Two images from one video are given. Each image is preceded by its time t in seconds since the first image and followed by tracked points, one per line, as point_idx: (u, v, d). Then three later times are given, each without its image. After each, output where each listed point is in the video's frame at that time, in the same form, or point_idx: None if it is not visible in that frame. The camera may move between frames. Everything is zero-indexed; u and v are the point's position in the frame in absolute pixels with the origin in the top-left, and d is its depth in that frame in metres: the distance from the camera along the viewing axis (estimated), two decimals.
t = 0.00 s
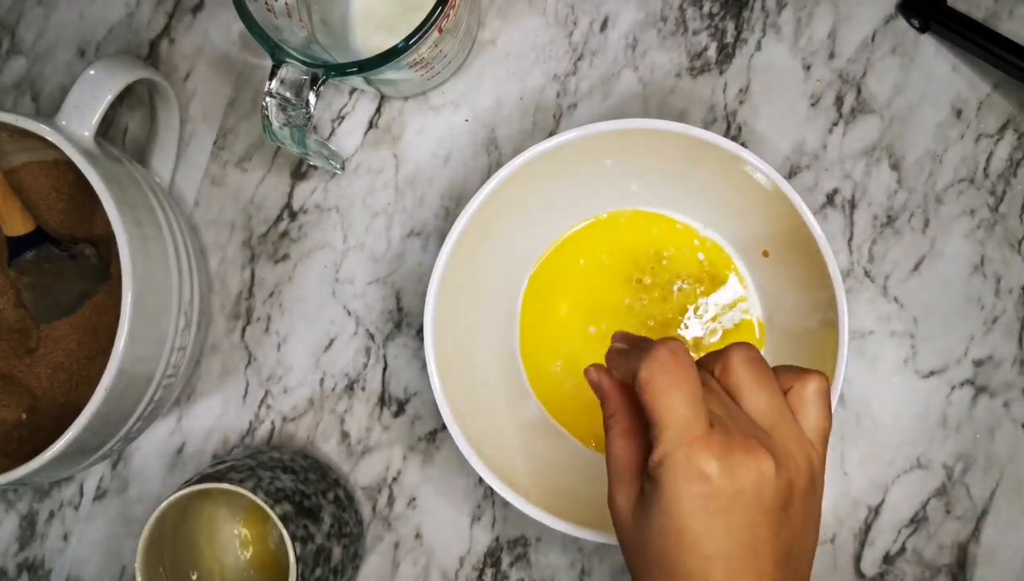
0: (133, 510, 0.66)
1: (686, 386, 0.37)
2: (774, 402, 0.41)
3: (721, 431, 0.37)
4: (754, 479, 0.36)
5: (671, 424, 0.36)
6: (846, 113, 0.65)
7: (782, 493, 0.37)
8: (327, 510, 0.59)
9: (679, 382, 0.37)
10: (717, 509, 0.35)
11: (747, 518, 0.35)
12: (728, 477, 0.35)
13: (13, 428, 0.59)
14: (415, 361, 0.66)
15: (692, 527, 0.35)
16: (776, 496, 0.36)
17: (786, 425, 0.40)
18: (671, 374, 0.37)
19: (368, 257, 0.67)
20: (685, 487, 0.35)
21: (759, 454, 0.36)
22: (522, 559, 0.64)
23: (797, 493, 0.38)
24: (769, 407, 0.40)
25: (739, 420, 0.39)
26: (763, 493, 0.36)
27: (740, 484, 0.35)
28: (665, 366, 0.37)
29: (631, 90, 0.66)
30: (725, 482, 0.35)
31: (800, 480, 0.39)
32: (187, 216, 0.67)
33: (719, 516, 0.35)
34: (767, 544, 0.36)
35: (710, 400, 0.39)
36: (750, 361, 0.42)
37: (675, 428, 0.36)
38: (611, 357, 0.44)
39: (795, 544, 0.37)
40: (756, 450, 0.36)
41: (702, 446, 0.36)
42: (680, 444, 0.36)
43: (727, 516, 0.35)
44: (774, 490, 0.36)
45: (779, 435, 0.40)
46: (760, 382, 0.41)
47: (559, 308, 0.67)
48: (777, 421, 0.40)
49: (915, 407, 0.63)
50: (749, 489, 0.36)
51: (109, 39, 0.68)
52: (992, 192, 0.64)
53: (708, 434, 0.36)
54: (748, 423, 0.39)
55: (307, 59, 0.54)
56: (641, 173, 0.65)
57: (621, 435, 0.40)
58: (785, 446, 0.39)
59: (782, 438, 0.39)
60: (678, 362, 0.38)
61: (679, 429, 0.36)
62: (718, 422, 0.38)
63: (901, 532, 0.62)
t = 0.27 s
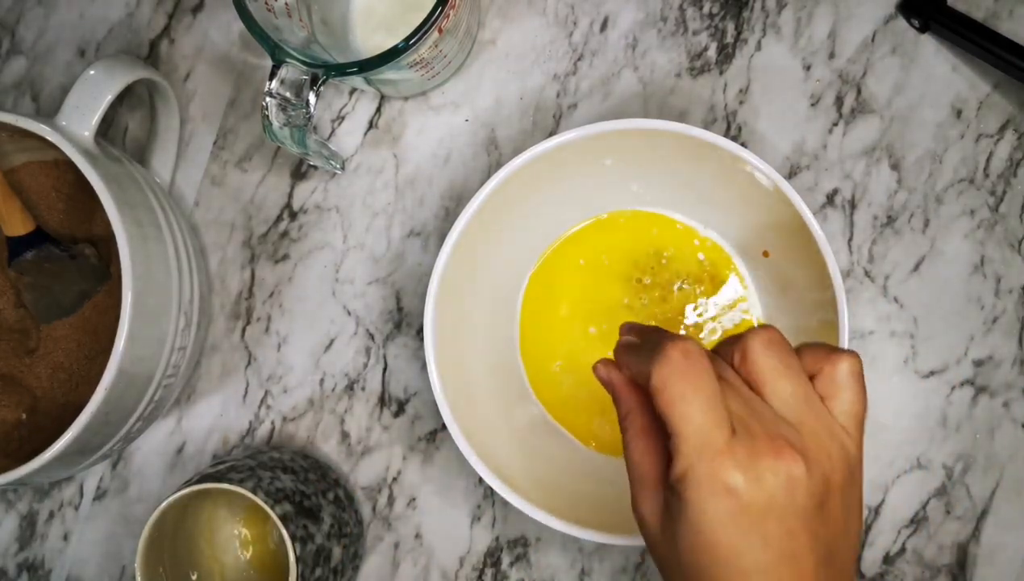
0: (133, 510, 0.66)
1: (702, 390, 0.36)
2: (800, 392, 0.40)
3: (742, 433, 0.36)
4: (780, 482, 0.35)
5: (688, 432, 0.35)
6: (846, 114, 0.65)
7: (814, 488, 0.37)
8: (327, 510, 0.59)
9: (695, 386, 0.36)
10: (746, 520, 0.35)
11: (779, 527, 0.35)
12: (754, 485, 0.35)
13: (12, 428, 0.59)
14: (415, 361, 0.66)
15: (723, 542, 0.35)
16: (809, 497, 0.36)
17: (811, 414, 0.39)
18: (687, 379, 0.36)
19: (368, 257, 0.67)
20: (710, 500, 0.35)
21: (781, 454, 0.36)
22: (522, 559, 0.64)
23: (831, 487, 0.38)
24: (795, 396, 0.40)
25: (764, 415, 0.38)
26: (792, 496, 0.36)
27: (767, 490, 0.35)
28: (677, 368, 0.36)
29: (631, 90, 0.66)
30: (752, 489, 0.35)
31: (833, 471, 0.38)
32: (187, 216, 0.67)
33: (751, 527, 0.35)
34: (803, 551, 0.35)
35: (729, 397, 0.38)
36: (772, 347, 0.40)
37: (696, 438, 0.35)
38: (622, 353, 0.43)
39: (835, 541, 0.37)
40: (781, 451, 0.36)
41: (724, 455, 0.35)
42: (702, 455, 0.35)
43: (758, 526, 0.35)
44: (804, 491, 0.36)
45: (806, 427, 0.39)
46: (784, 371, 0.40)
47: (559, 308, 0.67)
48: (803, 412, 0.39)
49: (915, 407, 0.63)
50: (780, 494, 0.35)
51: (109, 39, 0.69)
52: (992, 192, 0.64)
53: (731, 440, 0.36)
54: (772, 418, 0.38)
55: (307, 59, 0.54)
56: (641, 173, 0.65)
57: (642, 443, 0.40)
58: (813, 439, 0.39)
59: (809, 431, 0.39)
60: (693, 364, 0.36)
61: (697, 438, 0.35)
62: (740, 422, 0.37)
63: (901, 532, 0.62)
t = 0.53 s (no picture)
0: (133, 510, 0.66)
1: (815, 368, 0.39)
2: (895, 385, 0.42)
3: (856, 417, 0.40)
4: (885, 463, 0.39)
5: (800, 407, 0.39)
6: (846, 113, 0.65)
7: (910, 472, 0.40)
8: (327, 510, 0.59)
9: (810, 365, 0.39)
10: (848, 493, 0.39)
11: (847, 497, 0.39)
12: (860, 462, 0.38)
13: (12, 428, 0.59)
14: (415, 361, 0.66)
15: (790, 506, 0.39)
16: (899, 479, 0.40)
17: (903, 407, 0.42)
18: (805, 353, 0.39)
19: (368, 257, 0.67)
20: (815, 472, 0.38)
21: (890, 441, 0.39)
22: (522, 559, 0.64)
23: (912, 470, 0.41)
24: (889, 391, 0.41)
25: (862, 402, 0.41)
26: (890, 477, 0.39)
27: (870, 469, 0.39)
28: (799, 345, 0.39)
29: (631, 90, 0.66)
30: (860, 467, 0.38)
31: (922, 459, 0.42)
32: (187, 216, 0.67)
33: (820, 496, 0.39)
34: (880, 522, 0.39)
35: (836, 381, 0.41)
36: (874, 345, 0.42)
37: (806, 413, 0.39)
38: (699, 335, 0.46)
39: (901, 519, 0.41)
40: (886, 437, 0.39)
41: (834, 431, 0.39)
42: (814, 429, 0.39)
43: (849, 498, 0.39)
44: (897, 475, 0.39)
45: (901, 416, 0.42)
46: (881, 364, 0.41)
47: (559, 308, 0.67)
48: (896, 405, 0.42)
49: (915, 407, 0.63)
50: (882, 473, 0.39)
51: (109, 39, 0.69)
52: (992, 192, 0.64)
53: (842, 420, 0.39)
54: (873, 406, 0.41)
55: (307, 59, 0.54)
56: (641, 173, 0.65)
57: (717, 416, 0.43)
58: (907, 430, 0.42)
59: (905, 423, 0.42)
60: (810, 348, 0.39)
61: (809, 413, 0.39)
62: (852, 407, 0.40)
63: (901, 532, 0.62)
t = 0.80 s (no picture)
0: (133, 510, 0.66)
1: (815, 385, 0.40)
2: (901, 407, 0.42)
3: (855, 437, 0.40)
4: (885, 485, 0.39)
5: (799, 425, 0.39)
6: (846, 113, 0.65)
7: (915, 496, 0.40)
8: (327, 510, 0.59)
9: (810, 383, 0.40)
10: (849, 515, 0.38)
11: (851, 519, 0.38)
12: (860, 482, 0.39)
13: (12, 428, 0.59)
14: (415, 361, 0.66)
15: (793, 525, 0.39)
16: (903, 502, 0.39)
17: (910, 429, 0.42)
18: (806, 371, 0.40)
19: (368, 257, 0.67)
20: (815, 491, 0.39)
21: (888, 460, 0.39)
22: (522, 560, 0.64)
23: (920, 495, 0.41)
24: (893, 411, 0.42)
25: (866, 423, 0.41)
26: (893, 499, 0.39)
27: (870, 490, 0.39)
28: (800, 361, 0.40)
29: (631, 90, 0.66)
30: (861, 488, 0.39)
31: (929, 485, 0.41)
32: (187, 216, 0.67)
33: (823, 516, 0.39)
34: (885, 546, 0.39)
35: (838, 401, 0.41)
36: (875, 360, 0.42)
37: (806, 432, 0.39)
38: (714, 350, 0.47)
39: (908, 547, 0.40)
40: (889, 457, 0.39)
41: (832, 450, 0.39)
42: (811, 447, 0.39)
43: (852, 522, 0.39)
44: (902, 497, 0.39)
45: (906, 438, 0.41)
46: (885, 384, 0.42)
47: (559, 308, 0.67)
48: (902, 425, 0.42)
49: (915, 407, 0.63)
50: (884, 495, 0.39)
51: (109, 39, 0.69)
52: (992, 192, 0.64)
53: (844, 440, 0.39)
54: (877, 428, 0.41)
55: (307, 59, 0.54)
56: (641, 173, 0.65)
57: (723, 435, 0.43)
58: (913, 452, 0.41)
59: (910, 444, 0.41)
60: (812, 361, 0.40)
61: (807, 431, 0.39)
62: (855, 428, 0.40)
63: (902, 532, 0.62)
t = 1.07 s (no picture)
0: (133, 510, 0.66)
1: (783, 378, 0.39)
2: (869, 402, 0.42)
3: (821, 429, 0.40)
4: (851, 476, 0.39)
5: (766, 416, 0.39)
6: (846, 114, 0.65)
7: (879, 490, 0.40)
8: (327, 511, 0.59)
9: (779, 375, 0.40)
10: (813, 503, 0.38)
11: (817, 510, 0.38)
12: (825, 472, 0.39)
13: (12, 428, 0.59)
14: (415, 361, 0.66)
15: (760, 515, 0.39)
16: (868, 495, 0.39)
17: (877, 426, 0.42)
18: (774, 364, 0.40)
19: (368, 257, 0.67)
20: (778, 480, 0.38)
21: (854, 452, 0.40)
22: (522, 559, 0.64)
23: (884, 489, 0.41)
24: (863, 409, 0.42)
25: (835, 419, 0.41)
26: (856, 490, 0.39)
27: (835, 481, 0.39)
28: (768, 356, 0.40)
29: (631, 90, 0.66)
30: (825, 477, 0.39)
31: (894, 482, 0.42)
32: (187, 216, 0.67)
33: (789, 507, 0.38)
34: (849, 538, 0.39)
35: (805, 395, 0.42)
36: (850, 359, 0.43)
37: (773, 422, 0.39)
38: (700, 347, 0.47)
39: (872, 540, 0.41)
40: (855, 450, 0.40)
41: (800, 440, 0.39)
42: (778, 438, 0.39)
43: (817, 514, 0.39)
44: (867, 488, 0.39)
45: (875, 435, 0.42)
46: (854, 379, 0.43)
47: (559, 308, 0.67)
48: (870, 423, 0.42)
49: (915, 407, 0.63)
50: (848, 485, 0.39)
51: (109, 39, 0.69)
52: (992, 192, 0.64)
53: (810, 432, 0.39)
54: (846, 424, 0.41)
55: (307, 59, 0.54)
56: (641, 173, 0.65)
57: (695, 434, 0.42)
58: (879, 448, 0.42)
59: (876, 441, 0.42)
60: (782, 356, 0.40)
61: (775, 422, 0.39)
62: (823, 422, 0.41)
63: (902, 532, 0.62)
